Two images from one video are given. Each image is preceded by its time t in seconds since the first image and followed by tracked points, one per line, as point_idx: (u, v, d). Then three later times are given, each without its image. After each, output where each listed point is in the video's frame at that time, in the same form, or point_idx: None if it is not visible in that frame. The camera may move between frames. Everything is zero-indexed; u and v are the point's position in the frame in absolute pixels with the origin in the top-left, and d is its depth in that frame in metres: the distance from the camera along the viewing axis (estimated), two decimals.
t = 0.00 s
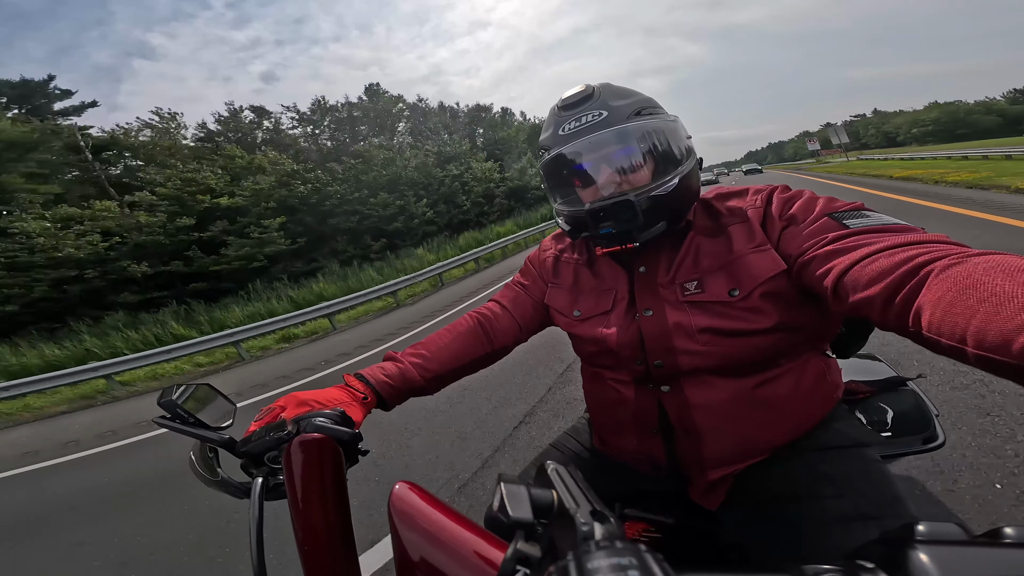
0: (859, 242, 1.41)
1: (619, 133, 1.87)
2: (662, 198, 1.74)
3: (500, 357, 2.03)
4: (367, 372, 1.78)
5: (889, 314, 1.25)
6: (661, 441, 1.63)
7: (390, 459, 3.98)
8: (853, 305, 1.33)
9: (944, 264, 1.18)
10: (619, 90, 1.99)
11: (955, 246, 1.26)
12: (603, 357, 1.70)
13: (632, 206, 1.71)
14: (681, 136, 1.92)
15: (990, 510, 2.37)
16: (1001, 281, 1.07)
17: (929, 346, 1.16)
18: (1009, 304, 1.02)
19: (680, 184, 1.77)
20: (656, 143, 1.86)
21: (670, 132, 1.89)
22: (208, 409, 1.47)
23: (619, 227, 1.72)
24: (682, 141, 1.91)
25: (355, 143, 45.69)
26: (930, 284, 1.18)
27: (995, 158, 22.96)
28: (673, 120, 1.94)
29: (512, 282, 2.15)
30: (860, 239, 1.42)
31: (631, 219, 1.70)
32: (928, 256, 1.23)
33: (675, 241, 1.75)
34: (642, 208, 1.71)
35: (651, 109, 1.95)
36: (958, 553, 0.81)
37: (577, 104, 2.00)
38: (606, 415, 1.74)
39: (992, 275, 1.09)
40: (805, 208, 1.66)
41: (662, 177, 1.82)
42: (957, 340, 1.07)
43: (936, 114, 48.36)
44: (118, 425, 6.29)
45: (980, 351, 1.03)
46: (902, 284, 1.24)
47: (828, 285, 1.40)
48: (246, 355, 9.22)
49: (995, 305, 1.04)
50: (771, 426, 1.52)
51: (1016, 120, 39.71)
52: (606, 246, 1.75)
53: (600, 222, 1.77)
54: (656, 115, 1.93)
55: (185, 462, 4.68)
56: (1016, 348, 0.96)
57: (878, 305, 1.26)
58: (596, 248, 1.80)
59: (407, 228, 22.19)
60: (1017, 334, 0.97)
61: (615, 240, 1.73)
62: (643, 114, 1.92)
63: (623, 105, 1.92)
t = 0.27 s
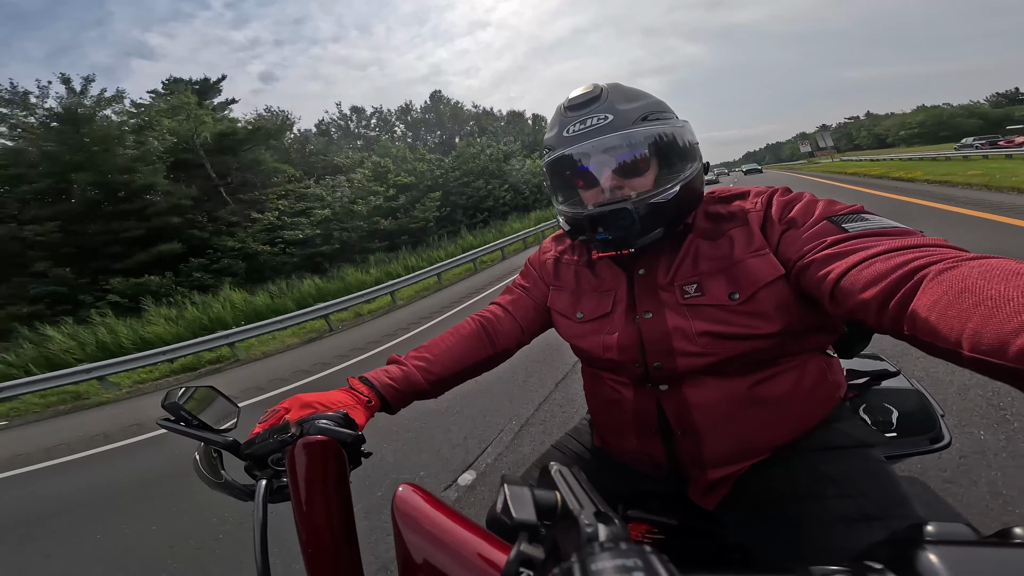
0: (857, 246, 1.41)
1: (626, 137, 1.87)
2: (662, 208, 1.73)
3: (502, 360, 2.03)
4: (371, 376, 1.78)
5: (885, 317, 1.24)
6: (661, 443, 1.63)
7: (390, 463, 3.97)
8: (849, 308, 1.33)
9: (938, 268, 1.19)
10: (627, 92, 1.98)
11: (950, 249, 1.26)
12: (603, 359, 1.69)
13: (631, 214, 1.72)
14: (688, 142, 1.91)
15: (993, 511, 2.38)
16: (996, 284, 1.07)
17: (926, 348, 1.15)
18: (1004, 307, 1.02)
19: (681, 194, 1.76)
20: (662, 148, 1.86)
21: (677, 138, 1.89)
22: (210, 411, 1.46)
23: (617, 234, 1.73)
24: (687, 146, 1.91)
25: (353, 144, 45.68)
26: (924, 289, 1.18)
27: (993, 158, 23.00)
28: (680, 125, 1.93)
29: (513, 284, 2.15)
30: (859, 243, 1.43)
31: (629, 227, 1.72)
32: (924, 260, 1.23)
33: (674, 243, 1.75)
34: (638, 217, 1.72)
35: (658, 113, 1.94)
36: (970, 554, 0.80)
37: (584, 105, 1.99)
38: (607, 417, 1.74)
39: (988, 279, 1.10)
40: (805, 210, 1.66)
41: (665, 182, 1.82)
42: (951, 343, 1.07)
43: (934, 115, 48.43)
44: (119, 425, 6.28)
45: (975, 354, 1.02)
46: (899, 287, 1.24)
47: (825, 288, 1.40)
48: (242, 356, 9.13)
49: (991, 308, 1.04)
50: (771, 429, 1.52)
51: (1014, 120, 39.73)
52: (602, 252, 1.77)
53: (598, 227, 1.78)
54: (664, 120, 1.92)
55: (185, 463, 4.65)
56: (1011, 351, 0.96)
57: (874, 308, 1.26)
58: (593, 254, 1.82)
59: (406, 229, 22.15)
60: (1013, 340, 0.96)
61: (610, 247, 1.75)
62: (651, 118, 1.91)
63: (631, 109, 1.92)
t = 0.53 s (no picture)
0: (852, 244, 1.41)
1: (623, 135, 1.86)
2: (661, 200, 1.75)
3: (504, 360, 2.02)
4: (371, 375, 1.77)
5: (880, 315, 1.24)
6: (661, 442, 1.62)
7: (389, 463, 3.96)
8: (845, 306, 1.33)
9: (932, 267, 1.19)
10: (623, 93, 1.99)
11: (944, 247, 1.26)
12: (604, 360, 1.69)
13: (631, 207, 1.74)
14: (684, 140, 1.92)
15: (994, 511, 2.37)
16: (990, 284, 1.07)
17: (922, 347, 1.15)
18: (1000, 305, 1.01)
19: (677, 187, 1.77)
20: (658, 145, 1.86)
21: (673, 136, 1.89)
22: (209, 411, 1.46)
23: (616, 228, 1.74)
24: (684, 145, 1.91)
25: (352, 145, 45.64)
26: (920, 287, 1.17)
27: (991, 158, 23.00)
28: (677, 124, 1.94)
29: (516, 285, 2.14)
30: (855, 241, 1.42)
31: (628, 220, 1.73)
32: (917, 258, 1.23)
33: (672, 242, 1.75)
34: (638, 209, 1.73)
35: (654, 112, 1.95)
36: (970, 554, 0.80)
37: (581, 105, 2.00)
38: (607, 418, 1.74)
39: (983, 277, 1.09)
40: (801, 209, 1.66)
41: (661, 180, 1.81)
42: (947, 343, 1.07)
43: (933, 115, 48.46)
44: (117, 426, 6.26)
45: (971, 354, 1.02)
46: (893, 286, 1.24)
47: (820, 286, 1.39)
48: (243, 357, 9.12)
49: (986, 306, 1.04)
50: (772, 429, 1.52)
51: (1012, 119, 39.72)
52: (602, 246, 1.76)
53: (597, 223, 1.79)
54: (659, 118, 1.93)
55: (184, 464, 4.64)
56: (1008, 350, 0.95)
57: (869, 306, 1.26)
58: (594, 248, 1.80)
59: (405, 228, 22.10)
60: (1010, 339, 0.96)
61: (612, 240, 1.74)
62: (647, 117, 1.92)
63: (627, 108, 1.93)
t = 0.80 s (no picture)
0: (844, 239, 1.42)
1: (618, 137, 1.86)
2: (655, 202, 1.75)
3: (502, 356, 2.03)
4: (366, 372, 1.78)
5: (871, 311, 1.24)
6: (661, 443, 1.62)
7: (390, 461, 3.96)
8: (837, 303, 1.33)
9: (920, 262, 1.19)
10: (615, 94, 1.99)
11: (934, 241, 1.26)
12: (602, 360, 1.69)
13: (621, 213, 1.75)
14: (678, 140, 1.91)
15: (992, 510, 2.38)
16: (980, 278, 1.07)
17: (912, 343, 1.15)
18: (989, 300, 1.01)
19: (671, 189, 1.77)
20: (651, 147, 1.86)
21: (666, 137, 1.89)
22: (208, 409, 1.46)
23: (608, 233, 1.76)
24: (678, 144, 1.91)
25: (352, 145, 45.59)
26: (908, 283, 1.17)
27: (993, 157, 23.02)
28: (670, 123, 1.93)
29: (513, 281, 2.15)
30: (847, 236, 1.43)
31: (618, 224, 1.75)
32: (908, 252, 1.23)
33: (669, 243, 1.75)
34: (630, 213, 1.74)
35: (647, 112, 1.94)
36: (966, 554, 0.80)
37: (574, 108, 2.00)
38: (607, 418, 1.74)
39: (972, 272, 1.09)
40: (795, 205, 1.66)
41: (655, 182, 1.82)
42: (939, 339, 1.06)
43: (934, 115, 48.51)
44: (119, 427, 6.21)
45: (961, 350, 1.01)
46: (884, 280, 1.24)
47: (812, 283, 1.40)
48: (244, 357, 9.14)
49: (975, 302, 1.03)
50: (771, 429, 1.52)
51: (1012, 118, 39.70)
52: (596, 251, 1.79)
53: (590, 227, 1.80)
54: (652, 118, 1.92)
55: (183, 465, 4.62)
56: (999, 346, 0.94)
57: (861, 301, 1.27)
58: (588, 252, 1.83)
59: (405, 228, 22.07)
60: (999, 334, 0.95)
61: (603, 245, 1.77)
62: (638, 118, 1.91)
63: (618, 110, 1.92)
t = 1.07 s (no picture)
0: (833, 232, 1.42)
1: (622, 147, 1.87)
2: (665, 215, 1.70)
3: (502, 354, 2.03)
4: (365, 373, 1.78)
5: (868, 306, 1.24)
6: (659, 445, 1.62)
7: (390, 461, 3.97)
8: (833, 298, 1.33)
9: (912, 254, 1.19)
10: (616, 98, 1.96)
11: (924, 232, 1.27)
12: (598, 361, 1.70)
13: (632, 227, 1.70)
14: (681, 144, 1.91)
15: (993, 510, 2.39)
16: (974, 270, 1.07)
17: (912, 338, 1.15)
18: (986, 292, 1.01)
19: (681, 200, 1.73)
20: (656, 154, 1.86)
21: (671, 142, 1.89)
22: (209, 410, 1.46)
23: (618, 251, 1.73)
24: (682, 148, 1.91)
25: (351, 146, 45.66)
26: (904, 276, 1.17)
27: (990, 157, 23.07)
28: (673, 128, 1.93)
29: (513, 277, 2.15)
30: (835, 228, 1.43)
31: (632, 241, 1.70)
32: (899, 245, 1.24)
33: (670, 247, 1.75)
34: (639, 226, 1.70)
35: (651, 118, 1.93)
36: (967, 556, 0.80)
37: (573, 115, 1.97)
38: (606, 420, 1.74)
39: (966, 264, 1.09)
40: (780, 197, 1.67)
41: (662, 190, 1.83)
42: (942, 334, 1.06)
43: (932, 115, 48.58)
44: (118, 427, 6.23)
45: (965, 346, 1.01)
46: (878, 274, 1.24)
47: (806, 279, 1.40)
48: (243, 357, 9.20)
49: (973, 296, 1.03)
50: (769, 427, 1.52)
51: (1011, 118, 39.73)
52: (605, 267, 1.77)
53: (597, 243, 1.77)
54: (656, 125, 1.92)
55: (181, 464, 4.64)
56: (1003, 342, 0.93)
57: (858, 296, 1.26)
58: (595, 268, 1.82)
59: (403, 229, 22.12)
60: (1000, 328, 0.95)
61: (613, 262, 1.75)
62: (643, 126, 1.91)
63: (622, 117, 1.90)
